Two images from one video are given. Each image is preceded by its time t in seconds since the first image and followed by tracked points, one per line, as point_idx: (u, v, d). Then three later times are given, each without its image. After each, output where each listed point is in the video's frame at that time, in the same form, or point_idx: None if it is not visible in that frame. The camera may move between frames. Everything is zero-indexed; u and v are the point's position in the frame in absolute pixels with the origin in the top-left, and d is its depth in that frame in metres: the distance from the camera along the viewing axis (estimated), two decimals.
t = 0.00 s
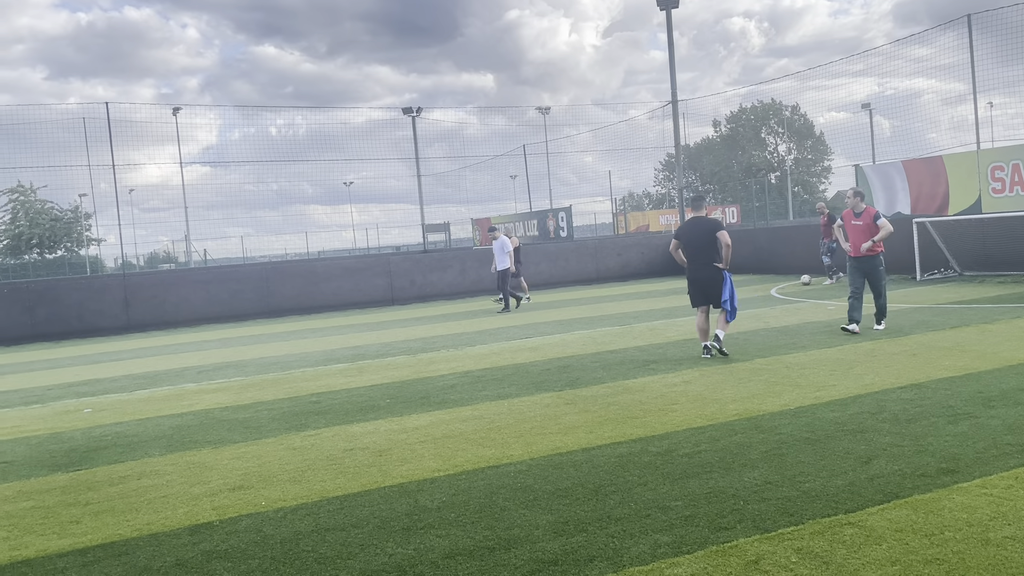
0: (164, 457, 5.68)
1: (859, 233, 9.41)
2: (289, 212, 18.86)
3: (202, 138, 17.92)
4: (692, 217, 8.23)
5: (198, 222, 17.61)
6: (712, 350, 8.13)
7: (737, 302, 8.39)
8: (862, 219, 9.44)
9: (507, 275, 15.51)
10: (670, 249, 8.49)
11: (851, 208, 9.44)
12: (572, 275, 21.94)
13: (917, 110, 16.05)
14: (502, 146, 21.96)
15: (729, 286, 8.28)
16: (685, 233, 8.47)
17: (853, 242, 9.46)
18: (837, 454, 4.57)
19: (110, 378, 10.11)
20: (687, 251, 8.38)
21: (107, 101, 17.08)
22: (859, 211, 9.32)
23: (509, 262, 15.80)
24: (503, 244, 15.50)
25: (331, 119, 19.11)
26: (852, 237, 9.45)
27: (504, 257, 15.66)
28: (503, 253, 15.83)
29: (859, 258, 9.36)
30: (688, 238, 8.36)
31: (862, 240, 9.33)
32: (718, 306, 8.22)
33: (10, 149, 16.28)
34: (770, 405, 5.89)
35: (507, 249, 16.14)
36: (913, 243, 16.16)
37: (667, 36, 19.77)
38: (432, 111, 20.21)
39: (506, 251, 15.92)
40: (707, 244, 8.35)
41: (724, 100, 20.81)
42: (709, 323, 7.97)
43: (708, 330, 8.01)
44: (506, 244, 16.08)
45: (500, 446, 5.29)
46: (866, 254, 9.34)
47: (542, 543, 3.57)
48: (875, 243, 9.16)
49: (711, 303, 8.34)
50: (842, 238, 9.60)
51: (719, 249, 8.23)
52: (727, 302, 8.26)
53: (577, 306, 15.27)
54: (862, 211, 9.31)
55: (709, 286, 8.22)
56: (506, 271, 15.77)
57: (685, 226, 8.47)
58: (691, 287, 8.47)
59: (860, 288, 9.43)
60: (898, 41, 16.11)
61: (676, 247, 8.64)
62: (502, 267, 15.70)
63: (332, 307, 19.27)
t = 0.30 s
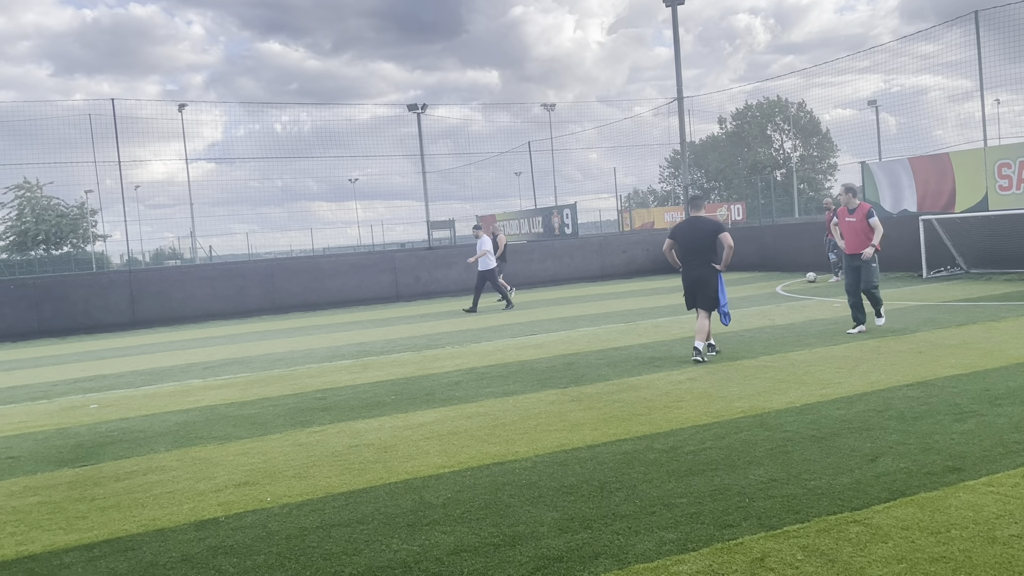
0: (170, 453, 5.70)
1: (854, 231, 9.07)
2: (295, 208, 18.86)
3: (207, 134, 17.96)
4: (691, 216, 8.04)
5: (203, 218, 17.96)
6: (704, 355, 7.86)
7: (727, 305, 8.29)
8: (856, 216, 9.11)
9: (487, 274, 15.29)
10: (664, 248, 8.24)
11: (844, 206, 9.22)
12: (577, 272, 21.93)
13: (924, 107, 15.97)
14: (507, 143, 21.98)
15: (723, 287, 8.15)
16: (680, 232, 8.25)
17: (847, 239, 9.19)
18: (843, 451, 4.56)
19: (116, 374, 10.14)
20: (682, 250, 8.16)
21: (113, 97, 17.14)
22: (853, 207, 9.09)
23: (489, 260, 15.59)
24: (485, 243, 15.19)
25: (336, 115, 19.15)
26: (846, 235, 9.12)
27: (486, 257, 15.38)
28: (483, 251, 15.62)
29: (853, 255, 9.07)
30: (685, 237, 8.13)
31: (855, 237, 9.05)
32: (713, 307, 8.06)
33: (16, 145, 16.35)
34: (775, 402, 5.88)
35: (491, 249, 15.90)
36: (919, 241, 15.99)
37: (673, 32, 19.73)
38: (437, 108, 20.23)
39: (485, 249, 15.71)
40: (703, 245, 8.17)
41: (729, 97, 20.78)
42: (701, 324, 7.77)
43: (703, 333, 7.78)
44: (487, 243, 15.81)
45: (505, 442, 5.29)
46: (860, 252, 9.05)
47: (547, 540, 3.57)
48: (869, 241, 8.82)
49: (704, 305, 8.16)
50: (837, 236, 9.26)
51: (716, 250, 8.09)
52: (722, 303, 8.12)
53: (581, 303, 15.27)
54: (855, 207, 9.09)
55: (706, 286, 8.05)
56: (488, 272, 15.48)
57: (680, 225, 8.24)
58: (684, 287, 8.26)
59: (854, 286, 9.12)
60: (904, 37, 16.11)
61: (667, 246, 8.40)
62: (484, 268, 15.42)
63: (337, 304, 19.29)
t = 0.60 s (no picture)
0: (173, 449, 5.70)
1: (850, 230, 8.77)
2: (298, 205, 18.84)
3: (211, 131, 17.99)
4: (692, 210, 7.91)
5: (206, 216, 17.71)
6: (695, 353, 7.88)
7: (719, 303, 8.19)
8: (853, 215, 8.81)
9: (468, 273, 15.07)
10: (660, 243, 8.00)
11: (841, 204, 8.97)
12: (581, 270, 21.93)
13: (928, 105, 15.83)
14: (510, 141, 22.00)
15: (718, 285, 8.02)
16: (674, 228, 8.07)
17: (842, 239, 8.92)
18: (847, 450, 4.55)
19: (120, 370, 10.16)
20: (679, 245, 7.96)
21: (118, 94, 17.16)
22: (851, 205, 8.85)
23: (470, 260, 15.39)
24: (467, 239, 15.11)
25: (340, 112, 19.17)
26: (843, 234, 8.82)
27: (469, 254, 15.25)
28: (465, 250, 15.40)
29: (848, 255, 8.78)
30: (681, 232, 7.98)
31: (850, 236, 8.76)
32: (711, 303, 7.88)
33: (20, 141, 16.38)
34: (778, 400, 5.87)
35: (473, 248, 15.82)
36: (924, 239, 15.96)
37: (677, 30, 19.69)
38: (441, 105, 20.22)
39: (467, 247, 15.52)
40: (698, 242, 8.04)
41: (733, 94, 20.74)
42: (699, 325, 7.73)
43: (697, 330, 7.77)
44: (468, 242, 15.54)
45: (508, 440, 5.30)
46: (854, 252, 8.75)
47: (550, 537, 3.57)
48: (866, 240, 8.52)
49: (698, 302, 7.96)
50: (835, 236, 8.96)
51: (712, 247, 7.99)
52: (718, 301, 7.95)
53: (584, 300, 15.27)
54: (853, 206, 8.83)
55: (705, 282, 7.87)
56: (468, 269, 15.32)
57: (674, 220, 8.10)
58: (679, 284, 8.01)
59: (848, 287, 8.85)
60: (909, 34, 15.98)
61: (658, 242, 8.17)
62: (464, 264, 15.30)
63: (341, 301, 19.33)
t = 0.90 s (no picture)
0: (175, 446, 5.71)
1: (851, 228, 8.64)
2: (299, 202, 18.81)
3: (213, 128, 17.97)
4: (683, 209, 7.80)
5: (209, 212, 17.97)
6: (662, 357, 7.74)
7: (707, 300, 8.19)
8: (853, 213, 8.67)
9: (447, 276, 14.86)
10: (652, 244, 7.75)
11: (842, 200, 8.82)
12: (582, 267, 21.90)
13: (929, 103, 15.82)
14: (512, 138, 21.98)
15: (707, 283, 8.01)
16: (662, 228, 7.87)
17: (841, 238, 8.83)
18: (848, 448, 4.54)
19: (122, 367, 10.17)
20: (672, 246, 7.80)
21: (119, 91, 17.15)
22: (851, 203, 8.69)
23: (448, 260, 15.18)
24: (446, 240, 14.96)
25: (341, 109, 19.11)
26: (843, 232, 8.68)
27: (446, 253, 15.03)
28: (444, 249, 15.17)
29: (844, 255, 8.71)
30: (672, 231, 7.83)
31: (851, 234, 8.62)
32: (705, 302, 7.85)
33: (22, 138, 16.35)
34: (780, 398, 5.86)
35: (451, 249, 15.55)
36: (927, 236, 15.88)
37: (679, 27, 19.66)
38: (443, 102, 20.21)
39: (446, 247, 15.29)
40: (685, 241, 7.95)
41: (735, 92, 20.70)
42: (699, 322, 7.69)
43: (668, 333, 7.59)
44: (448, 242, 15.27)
45: (509, 437, 5.30)
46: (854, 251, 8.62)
47: (552, 535, 3.57)
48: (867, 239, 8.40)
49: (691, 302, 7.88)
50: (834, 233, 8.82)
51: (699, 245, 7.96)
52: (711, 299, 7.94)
53: (586, 298, 15.27)
54: (854, 204, 8.67)
55: (699, 281, 7.81)
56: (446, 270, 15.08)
57: (661, 219, 7.91)
58: (671, 285, 7.85)
59: (846, 287, 8.83)
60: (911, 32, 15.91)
61: (646, 243, 7.84)
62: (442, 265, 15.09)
63: (343, 298, 19.31)
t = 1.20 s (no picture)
0: (174, 444, 5.71)
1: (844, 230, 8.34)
2: (298, 200, 18.71)
3: (211, 126, 17.93)
4: (661, 211, 7.72)
5: (207, 210, 17.81)
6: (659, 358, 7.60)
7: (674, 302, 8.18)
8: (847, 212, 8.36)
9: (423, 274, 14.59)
10: (636, 246, 7.54)
11: (837, 199, 8.47)
12: (581, 266, 21.89)
13: (928, 101, 15.87)
14: (510, 136, 21.96)
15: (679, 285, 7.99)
16: (642, 230, 7.68)
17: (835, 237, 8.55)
18: (847, 446, 4.54)
19: (120, 365, 10.15)
20: (654, 248, 7.65)
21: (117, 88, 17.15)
22: (846, 204, 8.34)
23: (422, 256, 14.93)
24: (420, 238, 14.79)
25: (340, 107, 19.10)
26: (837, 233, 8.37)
27: (422, 253, 14.80)
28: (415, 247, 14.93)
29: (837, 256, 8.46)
30: (653, 230, 7.70)
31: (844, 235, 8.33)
32: (684, 304, 7.84)
33: (20, 135, 16.30)
34: (779, 396, 5.87)
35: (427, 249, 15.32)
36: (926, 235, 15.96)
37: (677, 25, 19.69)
38: (441, 100, 20.21)
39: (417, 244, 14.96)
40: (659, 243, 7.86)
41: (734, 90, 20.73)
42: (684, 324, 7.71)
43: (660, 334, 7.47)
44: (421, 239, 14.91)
45: (508, 435, 5.29)
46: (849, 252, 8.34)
47: (550, 533, 3.57)
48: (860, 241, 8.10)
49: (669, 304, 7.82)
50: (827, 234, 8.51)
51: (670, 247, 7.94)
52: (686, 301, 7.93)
53: (584, 296, 15.27)
54: (849, 204, 8.32)
55: (678, 283, 7.78)
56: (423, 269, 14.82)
57: (640, 219, 7.74)
58: (654, 288, 7.69)
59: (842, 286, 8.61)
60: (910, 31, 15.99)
61: (628, 245, 7.57)
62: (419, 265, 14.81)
63: (341, 296, 19.29)
